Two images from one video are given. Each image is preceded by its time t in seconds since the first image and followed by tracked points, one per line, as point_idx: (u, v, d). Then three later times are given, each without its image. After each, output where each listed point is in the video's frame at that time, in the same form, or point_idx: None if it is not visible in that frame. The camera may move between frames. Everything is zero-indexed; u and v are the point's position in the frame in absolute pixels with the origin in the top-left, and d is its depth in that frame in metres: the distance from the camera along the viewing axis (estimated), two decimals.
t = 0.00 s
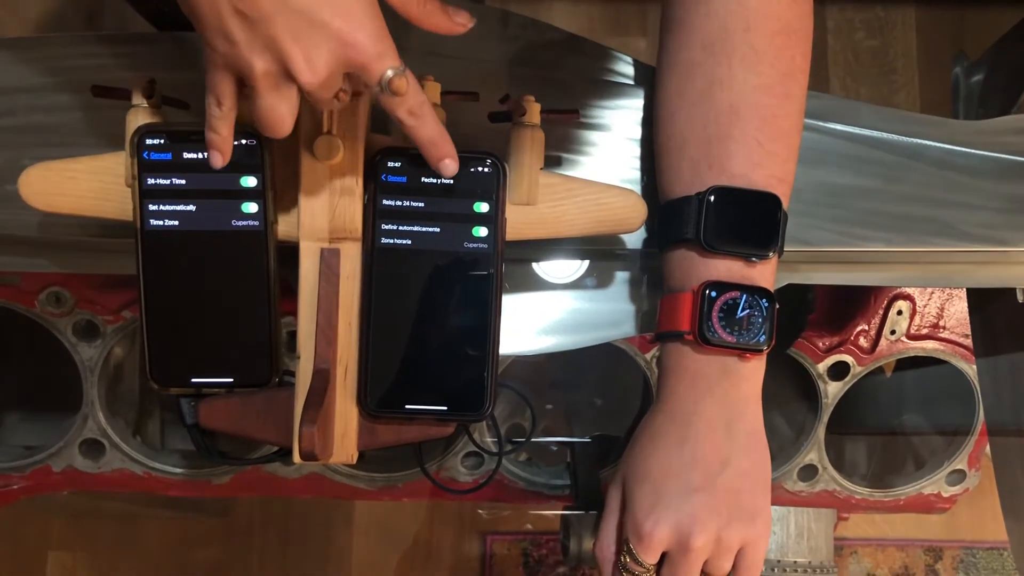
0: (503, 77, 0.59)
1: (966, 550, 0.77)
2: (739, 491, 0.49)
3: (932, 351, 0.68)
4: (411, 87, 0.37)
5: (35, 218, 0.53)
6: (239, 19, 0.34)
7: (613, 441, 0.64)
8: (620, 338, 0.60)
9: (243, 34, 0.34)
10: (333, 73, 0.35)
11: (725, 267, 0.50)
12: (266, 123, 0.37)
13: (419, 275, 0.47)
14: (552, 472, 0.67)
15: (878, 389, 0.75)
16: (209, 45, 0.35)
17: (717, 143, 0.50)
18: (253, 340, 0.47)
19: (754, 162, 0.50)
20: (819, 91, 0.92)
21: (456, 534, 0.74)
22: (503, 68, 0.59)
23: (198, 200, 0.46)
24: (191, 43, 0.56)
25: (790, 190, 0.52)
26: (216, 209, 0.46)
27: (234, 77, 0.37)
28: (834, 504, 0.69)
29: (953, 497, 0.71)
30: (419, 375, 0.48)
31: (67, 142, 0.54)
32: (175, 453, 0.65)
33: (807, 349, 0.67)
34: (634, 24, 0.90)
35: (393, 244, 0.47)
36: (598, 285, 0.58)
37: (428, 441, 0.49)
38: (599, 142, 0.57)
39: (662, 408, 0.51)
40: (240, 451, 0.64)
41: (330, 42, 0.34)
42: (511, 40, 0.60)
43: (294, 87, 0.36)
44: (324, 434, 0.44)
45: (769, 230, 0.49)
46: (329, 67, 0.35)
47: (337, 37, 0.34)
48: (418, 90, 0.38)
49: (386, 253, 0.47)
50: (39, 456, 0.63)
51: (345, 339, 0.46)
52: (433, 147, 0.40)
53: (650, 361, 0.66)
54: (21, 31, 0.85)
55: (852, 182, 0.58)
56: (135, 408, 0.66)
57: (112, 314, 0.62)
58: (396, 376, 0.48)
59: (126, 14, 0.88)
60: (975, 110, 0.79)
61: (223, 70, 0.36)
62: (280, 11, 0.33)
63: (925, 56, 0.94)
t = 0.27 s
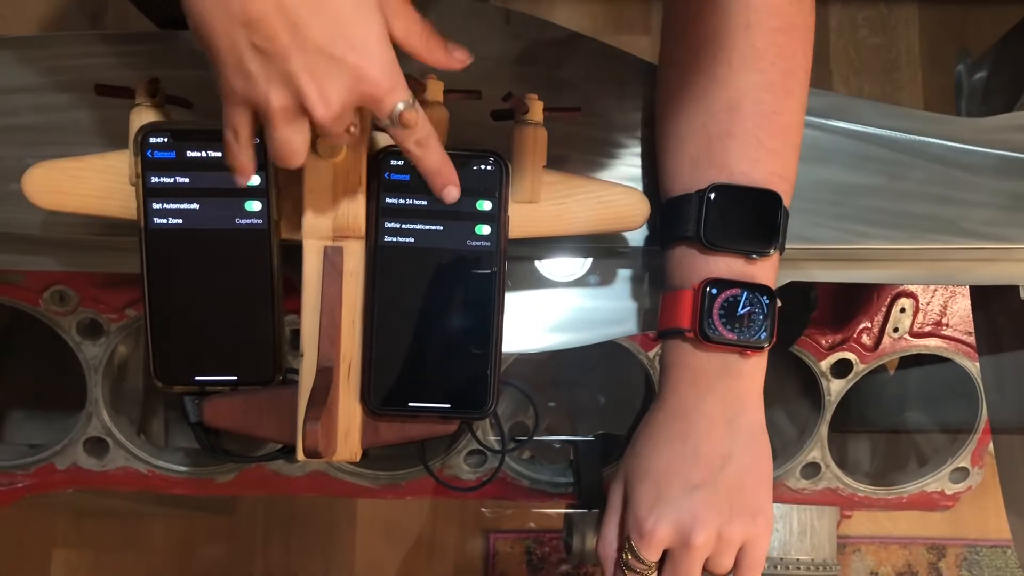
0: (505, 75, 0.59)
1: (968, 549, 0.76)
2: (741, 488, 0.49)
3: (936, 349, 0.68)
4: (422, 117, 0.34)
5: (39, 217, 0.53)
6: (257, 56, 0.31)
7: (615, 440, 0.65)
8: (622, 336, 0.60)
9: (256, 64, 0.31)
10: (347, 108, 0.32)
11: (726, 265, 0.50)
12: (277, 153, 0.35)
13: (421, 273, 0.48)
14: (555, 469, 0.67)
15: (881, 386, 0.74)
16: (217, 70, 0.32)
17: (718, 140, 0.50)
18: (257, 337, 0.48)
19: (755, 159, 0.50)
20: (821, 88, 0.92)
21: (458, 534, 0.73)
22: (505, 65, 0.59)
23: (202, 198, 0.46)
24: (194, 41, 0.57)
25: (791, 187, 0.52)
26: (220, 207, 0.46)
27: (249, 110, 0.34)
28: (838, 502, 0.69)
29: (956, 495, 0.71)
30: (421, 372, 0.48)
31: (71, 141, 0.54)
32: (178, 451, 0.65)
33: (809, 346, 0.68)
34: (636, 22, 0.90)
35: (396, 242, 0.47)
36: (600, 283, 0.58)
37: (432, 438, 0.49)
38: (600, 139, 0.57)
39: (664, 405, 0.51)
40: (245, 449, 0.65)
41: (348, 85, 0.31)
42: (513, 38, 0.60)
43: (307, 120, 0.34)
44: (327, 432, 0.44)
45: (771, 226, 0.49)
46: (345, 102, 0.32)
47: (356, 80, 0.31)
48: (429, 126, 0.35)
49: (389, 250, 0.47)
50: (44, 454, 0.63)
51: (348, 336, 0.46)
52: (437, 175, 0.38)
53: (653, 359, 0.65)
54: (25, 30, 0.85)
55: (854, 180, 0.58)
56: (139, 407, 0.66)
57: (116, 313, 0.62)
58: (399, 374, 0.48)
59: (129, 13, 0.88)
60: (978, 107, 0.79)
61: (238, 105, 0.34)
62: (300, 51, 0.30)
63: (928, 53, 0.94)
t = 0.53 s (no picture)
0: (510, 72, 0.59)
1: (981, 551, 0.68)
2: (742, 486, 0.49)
3: (941, 347, 0.69)
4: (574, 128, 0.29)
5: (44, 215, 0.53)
6: (378, 99, 0.28)
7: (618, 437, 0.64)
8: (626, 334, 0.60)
9: (387, 116, 0.29)
10: (497, 139, 0.28)
11: (728, 261, 0.50)
12: (465, 217, 0.30)
13: (424, 270, 0.48)
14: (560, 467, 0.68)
15: (885, 383, 0.72)
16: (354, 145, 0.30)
17: (722, 138, 0.50)
18: (262, 335, 0.48)
19: (759, 156, 0.50)
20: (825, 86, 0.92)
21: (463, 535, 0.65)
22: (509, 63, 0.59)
23: (207, 197, 0.46)
24: (198, 39, 0.57)
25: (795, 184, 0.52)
26: (225, 205, 0.46)
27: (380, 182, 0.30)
28: (842, 500, 0.70)
29: (962, 493, 0.70)
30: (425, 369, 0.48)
31: (75, 139, 0.55)
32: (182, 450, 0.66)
33: (813, 345, 0.69)
34: (640, 20, 0.90)
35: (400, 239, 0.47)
36: (605, 281, 0.58)
37: (436, 435, 0.50)
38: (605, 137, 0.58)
39: (665, 403, 0.51)
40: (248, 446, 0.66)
41: (481, 107, 0.28)
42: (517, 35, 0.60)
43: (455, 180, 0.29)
44: (332, 430, 0.44)
45: (773, 224, 0.49)
46: (493, 130, 0.28)
47: (489, 99, 0.28)
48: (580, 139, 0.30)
49: (393, 248, 0.47)
50: (49, 452, 0.64)
51: (353, 333, 0.46)
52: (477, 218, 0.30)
53: (657, 357, 0.67)
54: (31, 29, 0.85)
55: (858, 177, 0.58)
56: (143, 405, 0.66)
57: (120, 311, 0.63)
58: (404, 371, 0.48)
59: (133, 12, 0.88)
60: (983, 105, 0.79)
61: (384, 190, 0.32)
62: (424, 80, 0.27)
63: (932, 51, 0.94)
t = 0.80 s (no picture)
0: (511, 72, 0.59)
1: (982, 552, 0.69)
2: (742, 485, 0.49)
3: (943, 346, 0.69)
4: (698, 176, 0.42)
5: (46, 215, 0.54)
6: (541, 193, 0.40)
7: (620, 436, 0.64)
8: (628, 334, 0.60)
9: (548, 204, 0.40)
10: (640, 203, 0.41)
11: (728, 261, 0.50)
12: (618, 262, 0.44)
13: (425, 270, 0.48)
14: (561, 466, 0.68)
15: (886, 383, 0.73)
16: (521, 239, 0.42)
17: (723, 137, 0.50)
18: (264, 334, 0.48)
19: (760, 155, 0.50)
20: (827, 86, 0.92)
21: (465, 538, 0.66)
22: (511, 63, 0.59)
23: (210, 196, 0.46)
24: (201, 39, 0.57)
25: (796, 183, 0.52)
26: (227, 204, 0.46)
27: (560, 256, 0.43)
28: (843, 500, 0.69)
29: (964, 493, 0.70)
30: (426, 369, 0.48)
31: (78, 139, 0.55)
32: (186, 448, 0.65)
33: (815, 344, 0.68)
34: (642, 19, 0.90)
35: (402, 239, 0.48)
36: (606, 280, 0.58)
37: (437, 435, 0.50)
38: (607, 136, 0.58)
39: (666, 402, 0.51)
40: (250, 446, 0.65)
41: (625, 176, 0.40)
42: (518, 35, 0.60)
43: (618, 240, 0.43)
44: (333, 429, 0.44)
45: (773, 223, 0.49)
46: (635, 195, 0.41)
47: (631, 166, 0.40)
48: (704, 179, 0.43)
49: (395, 248, 0.47)
50: (53, 451, 0.64)
51: (354, 332, 0.46)
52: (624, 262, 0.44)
53: (659, 356, 0.67)
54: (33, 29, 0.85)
55: (860, 177, 0.58)
56: (146, 404, 0.66)
57: (124, 310, 0.63)
58: (405, 371, 0.48)
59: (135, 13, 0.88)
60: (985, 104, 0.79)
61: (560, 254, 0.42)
62: (575, 172, 0.39)
63: (935, 50, 0.93)
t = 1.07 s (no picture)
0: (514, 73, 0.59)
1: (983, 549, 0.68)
2: (745, 487, 0.49)
3: (946, 347, 0.69)
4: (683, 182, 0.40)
5: (46, 217, 0.53)
6: (516, 187, 0.39)
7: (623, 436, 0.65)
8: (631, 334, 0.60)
9: (525, 204, 0.39)
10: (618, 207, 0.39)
11: (734, 263, 0.50)
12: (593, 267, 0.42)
13: (428, 272, 0.48)
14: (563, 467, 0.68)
15: (888, 384, 0.73)
16: (498, 242, 0.40)
17: (727, 139, 0.51)
18: (267, 336, 0.48)
19: (764, 157, 0.50)
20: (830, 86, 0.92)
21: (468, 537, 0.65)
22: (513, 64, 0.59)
23: (212, 198, 0.46)
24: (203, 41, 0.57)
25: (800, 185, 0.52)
26: (229, 206, 0.46)
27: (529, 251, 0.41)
28: (846, 501, 0.69)
29: (966, 494, 0.69)
30: (429, 371, 0.48)
31: (80, 141, 0.55)
32: (188, 450, 0.66)
33: (818, 345, 0.68)
34: (644, 20, 0.90)
35: (404, 242, 0.48)
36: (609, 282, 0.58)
37: (441, 437, 0.49)
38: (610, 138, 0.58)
39: (669, 404, 0.51)
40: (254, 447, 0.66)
41: (604, 178, 0.38)
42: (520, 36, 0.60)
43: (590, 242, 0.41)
44: (336, 431, 0.44)
45: (780, 224, 0.49)
46: (612, 198, 0.39)
47: (610, 170, 0.38)
48: (689, 188, 0.40)
49: (399, 251, 0.47)
50: (56, 452, 0.64)
51: (357, 335, 0.46)
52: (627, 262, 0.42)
53: (661, 357, 0.66)
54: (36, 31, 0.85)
55: (863, 178, 0.57)
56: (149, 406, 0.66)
57: (126, 312, 0.63)
58: (409, 372, 0.48)
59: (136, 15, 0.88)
60: (987, 105, 0.78)
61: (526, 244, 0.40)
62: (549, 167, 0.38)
63: (937, 50, 0.93)
